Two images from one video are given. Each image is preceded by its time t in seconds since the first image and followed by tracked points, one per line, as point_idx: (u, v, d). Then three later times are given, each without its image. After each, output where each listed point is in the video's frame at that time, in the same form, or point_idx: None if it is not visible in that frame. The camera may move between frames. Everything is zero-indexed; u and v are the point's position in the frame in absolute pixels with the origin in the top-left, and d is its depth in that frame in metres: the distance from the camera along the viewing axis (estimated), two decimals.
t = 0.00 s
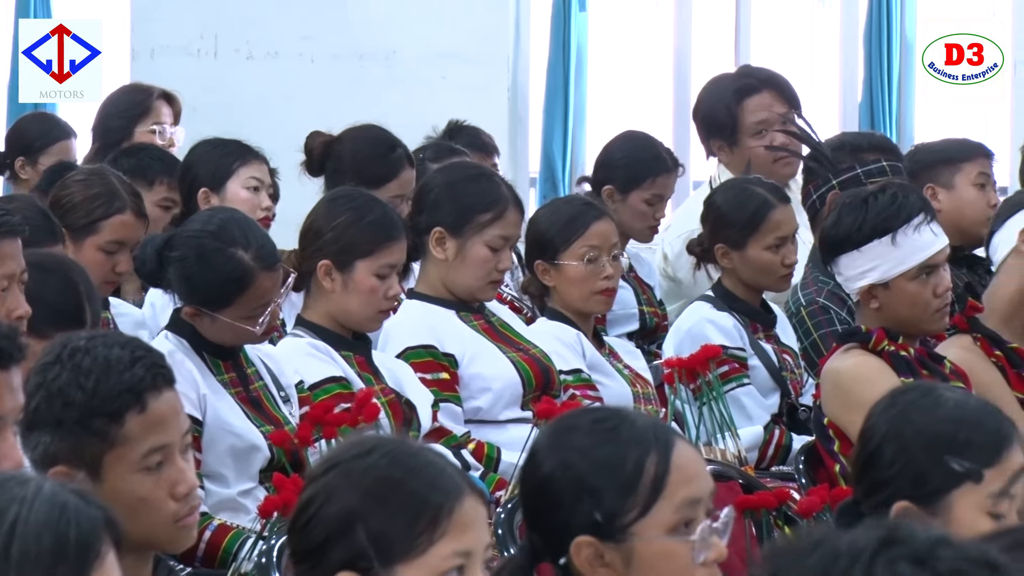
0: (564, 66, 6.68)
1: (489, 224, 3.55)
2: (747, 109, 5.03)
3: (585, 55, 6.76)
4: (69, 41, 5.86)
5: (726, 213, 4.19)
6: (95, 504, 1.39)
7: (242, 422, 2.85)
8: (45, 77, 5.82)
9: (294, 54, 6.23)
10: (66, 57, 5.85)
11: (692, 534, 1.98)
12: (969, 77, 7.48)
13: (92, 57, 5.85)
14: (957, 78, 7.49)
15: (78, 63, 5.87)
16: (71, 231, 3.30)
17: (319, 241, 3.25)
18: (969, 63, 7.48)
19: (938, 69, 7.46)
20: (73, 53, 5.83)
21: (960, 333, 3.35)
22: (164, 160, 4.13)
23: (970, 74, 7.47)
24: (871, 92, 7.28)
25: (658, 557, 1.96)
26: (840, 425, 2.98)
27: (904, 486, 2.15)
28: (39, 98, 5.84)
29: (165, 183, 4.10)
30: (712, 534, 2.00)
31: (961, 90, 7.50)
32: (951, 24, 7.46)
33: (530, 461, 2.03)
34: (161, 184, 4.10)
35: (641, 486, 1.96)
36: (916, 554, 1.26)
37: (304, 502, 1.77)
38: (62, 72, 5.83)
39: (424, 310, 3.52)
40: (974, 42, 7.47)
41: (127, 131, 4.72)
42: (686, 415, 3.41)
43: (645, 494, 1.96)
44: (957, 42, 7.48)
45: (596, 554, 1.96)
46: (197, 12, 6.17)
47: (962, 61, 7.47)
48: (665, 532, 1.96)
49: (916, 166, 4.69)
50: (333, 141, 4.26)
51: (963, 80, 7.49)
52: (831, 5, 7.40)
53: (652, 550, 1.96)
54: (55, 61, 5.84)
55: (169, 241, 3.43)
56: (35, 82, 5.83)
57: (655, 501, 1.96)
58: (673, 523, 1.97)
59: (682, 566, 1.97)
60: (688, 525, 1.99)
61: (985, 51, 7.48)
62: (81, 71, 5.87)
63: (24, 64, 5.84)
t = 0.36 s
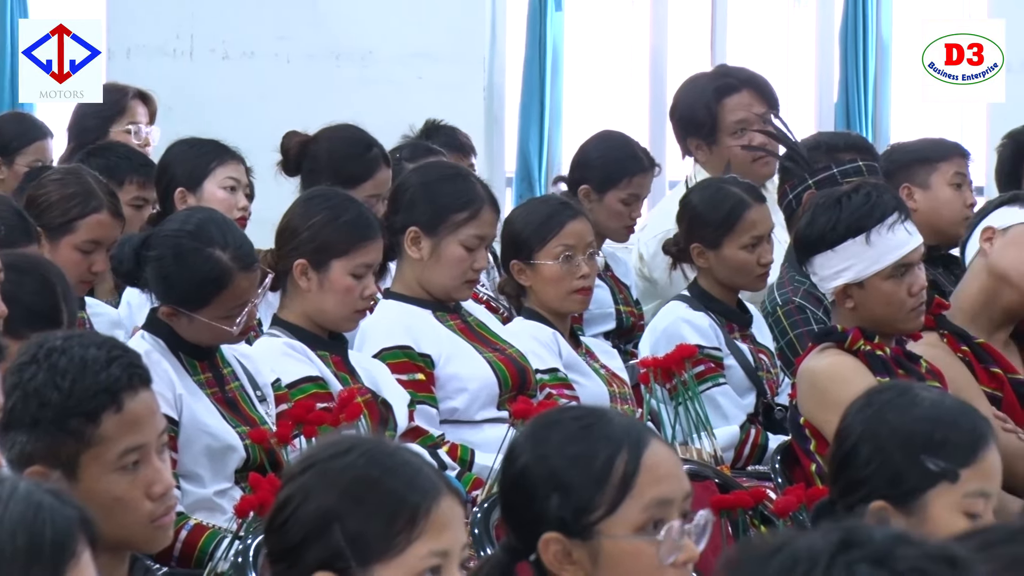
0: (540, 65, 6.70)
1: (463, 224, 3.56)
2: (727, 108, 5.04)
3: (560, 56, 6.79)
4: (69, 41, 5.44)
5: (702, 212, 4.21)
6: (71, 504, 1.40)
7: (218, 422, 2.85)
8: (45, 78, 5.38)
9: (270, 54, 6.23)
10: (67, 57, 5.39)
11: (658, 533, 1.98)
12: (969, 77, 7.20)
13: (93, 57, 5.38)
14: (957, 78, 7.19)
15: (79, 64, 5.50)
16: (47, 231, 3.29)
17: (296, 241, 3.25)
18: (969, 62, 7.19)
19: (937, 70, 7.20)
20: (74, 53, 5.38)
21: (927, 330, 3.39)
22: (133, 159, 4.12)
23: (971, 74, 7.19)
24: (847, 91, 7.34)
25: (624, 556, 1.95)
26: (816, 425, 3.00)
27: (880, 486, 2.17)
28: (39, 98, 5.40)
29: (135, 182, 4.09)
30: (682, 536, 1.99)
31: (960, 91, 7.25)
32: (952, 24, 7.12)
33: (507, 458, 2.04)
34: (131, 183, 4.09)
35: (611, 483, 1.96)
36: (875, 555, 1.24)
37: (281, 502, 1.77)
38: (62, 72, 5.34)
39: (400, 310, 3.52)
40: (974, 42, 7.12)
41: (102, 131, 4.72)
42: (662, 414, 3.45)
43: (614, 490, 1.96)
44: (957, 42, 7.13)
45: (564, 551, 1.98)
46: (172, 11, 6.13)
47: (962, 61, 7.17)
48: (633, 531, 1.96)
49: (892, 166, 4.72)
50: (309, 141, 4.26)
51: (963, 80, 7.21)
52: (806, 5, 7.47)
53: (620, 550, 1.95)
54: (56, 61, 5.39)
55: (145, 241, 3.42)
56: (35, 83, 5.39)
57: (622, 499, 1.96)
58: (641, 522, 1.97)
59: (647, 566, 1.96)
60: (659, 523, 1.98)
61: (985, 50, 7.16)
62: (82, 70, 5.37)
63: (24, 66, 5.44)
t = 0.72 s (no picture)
0: (515, 66, 6.71)
1: (436, 223, 3.57)
2: (707, 107, 5.06)
3: (536, 56, 6.80)
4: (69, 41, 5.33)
5: (677, 212, 4.23)
6: (48, 505, 1.40)
7: (193, 422, 2.85)
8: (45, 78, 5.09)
9: (245, 54, 6.22)
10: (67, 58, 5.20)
11: (637, 532, 1.98)
12: (969, 77, 7.40)
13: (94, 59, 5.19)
14: (957, 78, 7.39)
15: (78, 65, 5.30)
16: (23, 231, 3.28)
17: (270, 240, 3.25)
18: (968, 62, 7.40)
19: (938, 69, 7.41)
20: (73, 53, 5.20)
21: (904, 327, 3.40)
22: (109, 162, 4.09)
23: (971, 74, 7.39)
24: (822, 91, 7.37)
25: (603, 556, 1.96)
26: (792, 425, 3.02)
27: (855, 486, 2.19)
28: (39, 99, 5.06)
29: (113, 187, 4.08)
30: (661, 534, 1.99)
31: (961, 89, 7.40)
32: (952, 24, 7.32)
33: (484, 458, 2.05)
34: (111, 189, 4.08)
35: (589, 483, 1.97)
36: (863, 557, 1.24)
37: (257, 502, 1.78)
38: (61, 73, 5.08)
39: (375, 311, 3.52)
40: (974, 42, 7.33)
41: (77, 131, 4.71)
42: (637, 414, 3.47)
43: (591, 491, 1.97)
44: (957, 42, 7.35)
45: (542, 551, 1.99)
46: (147, 11, 6.10)
47: (962, 61, 7.39)
48: (611, 530, 1.97)
49: (867, 166, 4.74)
50: (285, 141, 4.26)
51: (963, 80, 7.40)
52: (782, 5, 7.50)
53: (598, 549, 1.96)
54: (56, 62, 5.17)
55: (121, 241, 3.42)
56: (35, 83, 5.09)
57: (600, 499, 1.97)
58: (620, 522, 1.97)
59: (627, 566, 1.97)
60: (637, 523, 1.99)
61: (984, 50, 7.35)
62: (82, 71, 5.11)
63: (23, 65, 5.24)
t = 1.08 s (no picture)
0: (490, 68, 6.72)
1: (411, 223, 3.58)
2: (682, 107, 5.08)
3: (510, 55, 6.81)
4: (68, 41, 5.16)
5: (652, 212, 4.24)
6: (23, 505, 1.40)
7: (168, 422, 2.86)
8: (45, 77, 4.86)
9: (219, 54, 6.21)
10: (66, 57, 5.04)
11: (614, 532, 1.99)
12: (969, 77, 7.44)
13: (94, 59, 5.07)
14: (957, 77, 7.41)
15: (78, 63, 5.07)
16: None
17: (245, 240, 3.25)
18: (968, 62, 7.44)
19: (937, 69, 7.40)
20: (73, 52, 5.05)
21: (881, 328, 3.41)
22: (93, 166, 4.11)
23: (971, 74, 7.43)
24: (797, 92, 7.42)
25: (579, 556, 1.97)
26: (766, 425, 3.04)
27: (830, 486, 2.21)
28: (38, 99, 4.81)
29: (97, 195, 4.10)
30: (637, 534, 2.00)
31: (961, 90, 7.42)
32: (952, 24, 7.35)
33: (460, 458, 2.06)
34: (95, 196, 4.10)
35: (565, 483, 1.98)
36: (849, 565, 1.25)
37: (232, 502, 1.79)
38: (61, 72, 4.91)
39: (351, 311, 3.53)
40: (974, 42, 7.38)
41: (52, 131, 4.69)
42: (614, 416, 3.44)
43: (567, 491, 1.98)
44: (957, 42, 7.38)
45: (518, 551, 2.00)
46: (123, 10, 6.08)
47: (962, 61, 7.43)
48: (588, 530, 1.98)
49: (842, 166, 4.78)
50: (259, 141, 4.26)
51: (963, 80, 7.44)
52: (757, 5, 7.54)
53: (575, 549, 1.97)
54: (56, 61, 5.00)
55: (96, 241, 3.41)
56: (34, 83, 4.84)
57: (576, 499, 1.98)
58: (596, 522, 1.99)
59: (604, 565, 1.98)
60: (613, 523, 2.00)
61: (984, 50, 7.40)
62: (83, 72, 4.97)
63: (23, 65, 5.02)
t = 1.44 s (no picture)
0: (467, 67, 6.73)
1: (388, 218, 3.59)
2: (660, 107, 5.11)
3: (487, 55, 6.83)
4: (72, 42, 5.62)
5: (629, 211, 4.25)
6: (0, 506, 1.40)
7: (146, 422, 2.85)
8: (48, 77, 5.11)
9: (197, 53, 6.21)
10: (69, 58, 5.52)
11: (592, 531, 2.01)
12: (969, 77, 7.41)
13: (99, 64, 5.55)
14: (957, 77, 7.45)
15: (80, 63, 5.61)
16: None
17: (216, 238, 3.25)
18: (968, 63, 7.38)
19: (938, 70, 7.47)
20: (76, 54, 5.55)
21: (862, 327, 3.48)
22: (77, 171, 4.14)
23: (970, 74, 7.41)
24: (774, 91, 7.44)
25: (557, 556, 1.99)
26: (744, 425, 3.06)
27: (807, 485, 2.22)
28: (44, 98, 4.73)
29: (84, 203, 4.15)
30: (615, 533, 2.02)
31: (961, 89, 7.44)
32: (951, 24, 7.40)
33: (438, 458, 2.08)
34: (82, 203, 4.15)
35: (542, 483, 1.99)
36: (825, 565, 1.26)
37: (210, 502, 1.80)
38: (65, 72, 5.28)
39: (331, 312, 3.53)
40: (974, 42, 7.34)
41: (29, 130, 4.68)
42: (590, 414, 3.50)
43: (545, 491, 1.99)
44: (957, 42, 7.40)
45: (497, 551, 2.01)
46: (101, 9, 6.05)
47: (962, 61, 7.38)
48: (566, 529, 1.99)
49: (821, 166, 4.82)
50: (236, 140, 4.25)
51: (963, 80, 7.43)
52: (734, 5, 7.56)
53: (554, 548, 1.98)
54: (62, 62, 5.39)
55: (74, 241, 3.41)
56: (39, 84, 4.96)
57: (554, 498, 1.99)
58: (574, 521, 2.00)
59: (582, 564, 2.00)
60: (591, 523, 2.02)
61: (984, 51, 7.33)
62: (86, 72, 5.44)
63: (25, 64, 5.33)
